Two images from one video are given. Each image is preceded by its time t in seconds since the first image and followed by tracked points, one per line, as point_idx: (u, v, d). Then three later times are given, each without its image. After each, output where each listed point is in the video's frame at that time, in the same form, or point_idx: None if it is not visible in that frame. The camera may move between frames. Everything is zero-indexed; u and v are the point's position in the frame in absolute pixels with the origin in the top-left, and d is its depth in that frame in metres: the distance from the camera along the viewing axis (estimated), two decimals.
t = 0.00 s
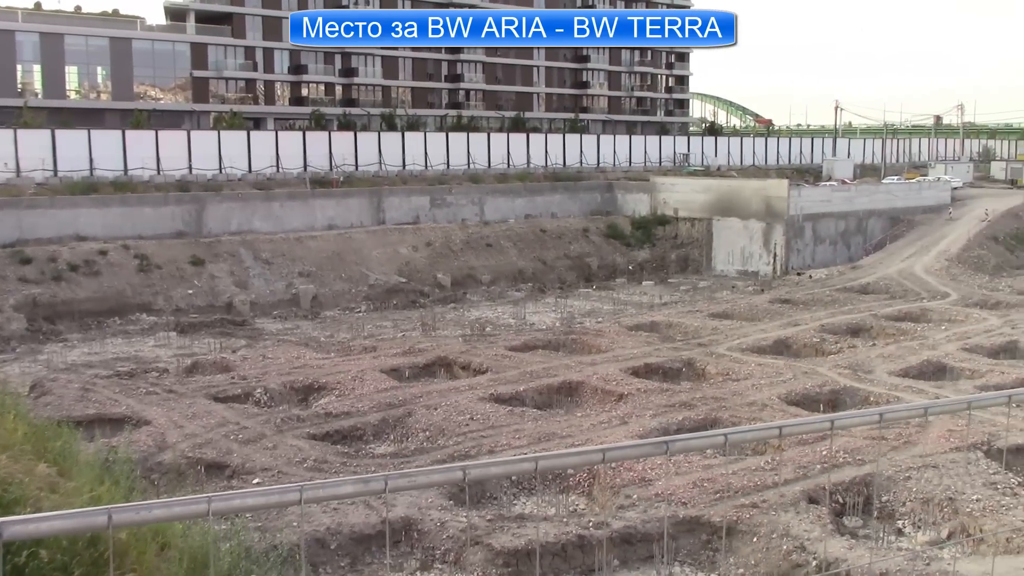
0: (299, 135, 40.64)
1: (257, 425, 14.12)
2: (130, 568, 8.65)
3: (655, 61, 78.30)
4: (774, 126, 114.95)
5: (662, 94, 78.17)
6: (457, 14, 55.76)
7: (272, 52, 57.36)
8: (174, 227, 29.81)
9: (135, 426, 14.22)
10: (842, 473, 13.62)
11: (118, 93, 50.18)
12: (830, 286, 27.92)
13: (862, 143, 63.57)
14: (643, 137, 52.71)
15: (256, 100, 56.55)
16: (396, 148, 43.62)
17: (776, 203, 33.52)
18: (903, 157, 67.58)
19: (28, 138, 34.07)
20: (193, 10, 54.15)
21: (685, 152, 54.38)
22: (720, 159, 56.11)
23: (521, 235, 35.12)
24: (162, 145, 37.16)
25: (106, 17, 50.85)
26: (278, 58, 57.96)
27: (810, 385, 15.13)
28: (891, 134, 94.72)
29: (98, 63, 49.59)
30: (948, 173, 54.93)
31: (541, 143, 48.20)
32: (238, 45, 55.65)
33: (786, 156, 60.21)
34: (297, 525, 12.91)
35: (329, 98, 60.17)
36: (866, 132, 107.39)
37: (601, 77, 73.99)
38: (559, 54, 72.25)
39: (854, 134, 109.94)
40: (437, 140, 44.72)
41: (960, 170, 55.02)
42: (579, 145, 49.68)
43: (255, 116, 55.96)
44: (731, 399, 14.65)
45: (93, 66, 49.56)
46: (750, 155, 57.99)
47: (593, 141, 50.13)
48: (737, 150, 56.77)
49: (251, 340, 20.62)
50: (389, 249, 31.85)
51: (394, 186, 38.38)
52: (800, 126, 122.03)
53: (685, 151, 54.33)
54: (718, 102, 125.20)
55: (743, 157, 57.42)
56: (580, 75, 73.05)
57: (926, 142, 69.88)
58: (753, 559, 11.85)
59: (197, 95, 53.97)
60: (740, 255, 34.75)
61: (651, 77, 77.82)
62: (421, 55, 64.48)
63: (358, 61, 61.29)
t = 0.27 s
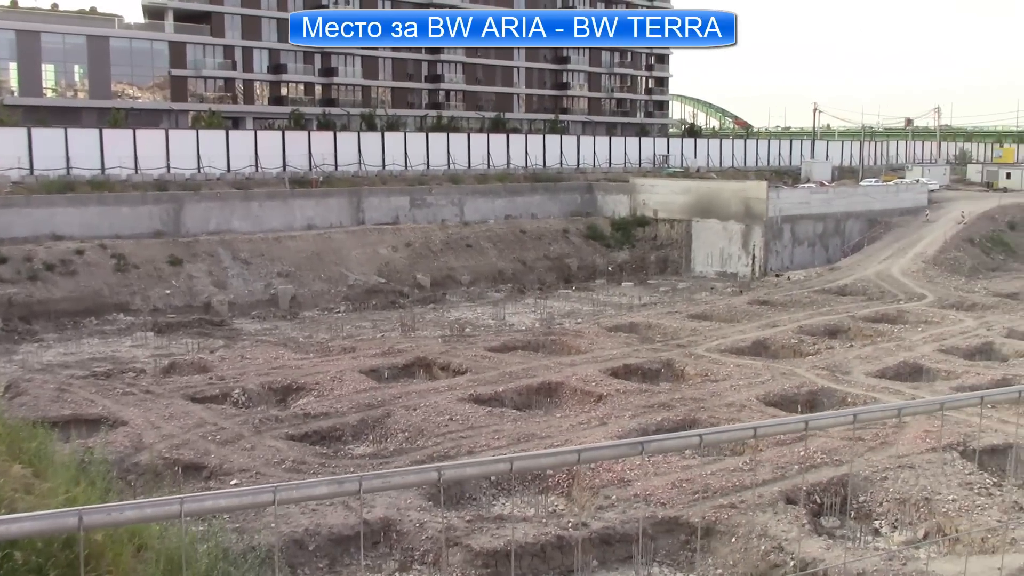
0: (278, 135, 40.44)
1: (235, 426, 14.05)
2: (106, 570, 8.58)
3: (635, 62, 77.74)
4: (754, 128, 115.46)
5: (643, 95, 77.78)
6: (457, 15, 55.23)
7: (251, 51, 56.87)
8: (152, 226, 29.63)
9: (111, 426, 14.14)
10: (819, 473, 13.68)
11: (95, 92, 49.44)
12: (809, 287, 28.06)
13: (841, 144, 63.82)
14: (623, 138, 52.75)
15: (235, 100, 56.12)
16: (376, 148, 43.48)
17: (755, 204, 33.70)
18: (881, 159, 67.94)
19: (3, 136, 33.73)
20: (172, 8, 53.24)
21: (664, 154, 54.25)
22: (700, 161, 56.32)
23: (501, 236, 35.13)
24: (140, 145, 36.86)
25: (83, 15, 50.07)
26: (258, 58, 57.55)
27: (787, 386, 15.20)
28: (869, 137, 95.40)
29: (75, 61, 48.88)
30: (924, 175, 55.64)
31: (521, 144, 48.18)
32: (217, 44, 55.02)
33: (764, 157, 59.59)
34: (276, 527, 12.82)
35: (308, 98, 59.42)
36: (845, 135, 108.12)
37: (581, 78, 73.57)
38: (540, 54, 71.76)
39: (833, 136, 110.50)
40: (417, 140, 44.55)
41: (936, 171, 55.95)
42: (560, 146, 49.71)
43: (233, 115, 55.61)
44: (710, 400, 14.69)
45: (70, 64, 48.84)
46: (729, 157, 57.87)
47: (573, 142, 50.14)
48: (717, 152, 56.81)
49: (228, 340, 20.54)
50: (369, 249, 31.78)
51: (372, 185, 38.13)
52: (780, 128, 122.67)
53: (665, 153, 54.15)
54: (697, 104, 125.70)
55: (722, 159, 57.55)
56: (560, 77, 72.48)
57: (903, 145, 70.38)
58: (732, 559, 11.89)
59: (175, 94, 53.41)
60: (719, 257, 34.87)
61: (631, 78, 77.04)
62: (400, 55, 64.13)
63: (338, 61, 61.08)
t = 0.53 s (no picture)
0: (264, 136, 40.29)
1: (221, 428, 14.01)
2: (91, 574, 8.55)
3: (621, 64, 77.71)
4: (740, 130, 115.63)
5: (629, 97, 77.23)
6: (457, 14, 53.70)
7: (236, 52, 56.43)
8: (137, 228, 29.49)
9: (96, 429, 14.07)
10: (805, 474, 13.73)
11: (80, 92, 49.23)
12: (795, 288, 28.15)
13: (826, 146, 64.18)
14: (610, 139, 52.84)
15: (221, 100, 55.54)
16: (362, 149, 43.39)
17: (741, 205, 33.93)
18: (866, 161, 68.14)
19: None
20: (157, 9, 53.10)
21: (652, 154, 54.40)
22: (686, 162, 56.39)
23: (488, 237, 35.12)
24: (124, 146, 36.62)
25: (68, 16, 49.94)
26: (244, 59, 57.04)
27: (774, 387, 15.25)
28: (855, 138, 95.72)
29: (59, 62, 48.66)
30: (909, 177, 55.60)
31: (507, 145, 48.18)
32: (202, 44, 54.59)
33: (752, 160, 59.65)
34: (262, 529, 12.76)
35: (295, 99, 59.07)
36: (831, 136, 108.48)
37: (568, 79, 73.34)
38: (527, 55, 71.59)
39: (819, 137, 110.81)
40: (404, 141, 44.43)
41: (920, 173, 55.84)
42: (546, 147, 49.77)
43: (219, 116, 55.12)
44: (696, 401, 14.73)
45: (55, 65, 48.65)
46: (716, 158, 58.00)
47: (560, 143, 50.18)
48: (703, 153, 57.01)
49: (214, 342, 20.46)
50: (355, 250, 31.71)
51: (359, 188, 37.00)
52: (766, 130, 123.02)
53: (652, 153, 54.31)
54: (684, 105, 125.94)
55: (708, 160, 57.68)
56: (547, 78, 72.30)
57: (888, 146, 70.59)
58: (718, 559, 11.92)
59: (161, 94, 52.99)
60: (706, 258, 35.11)
61: (618, 79, 76.95)
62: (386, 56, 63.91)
63: (324, 61, 60.61)
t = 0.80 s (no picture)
0: (250, 138, 40.16)
1: (208, 430, 13.96)
2: None
3: (609, 65, 77.44)
4: (727, 132, 115.93)
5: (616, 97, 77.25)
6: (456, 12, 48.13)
7: (223, 53, 55.98)
8: (123, 230, 29.36)
9: (82, 432, 14.01)
10: (792, 474, 13.75)
11: (65, 94, 49.05)
12: (781, 289, 28.25)
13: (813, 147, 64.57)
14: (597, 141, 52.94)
15: (207, 101, 54.96)
16: (349, 151, 43.39)
17: (728, 206, 34.04)
18: (852, 161, 68.40)
19: None
20: (142, 10, 52.81)
21: (638, 156, 54.60)
22: (673, 163, 56.63)
23: (476, 239, 35.14)
24: (110, 148, 36.40)
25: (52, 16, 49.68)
26: (230, 60, 56.59)
27: (761, 387, 15.28)
28: (840, 139, 96.02)
29: (44, 63, 48.42)
30: (895, 177, 55.00)
31: (494, 146, 48.19)
32: (188, 46, 54.23)
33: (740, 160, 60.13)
34: (249, 531, 12.69)
35: (281, 100, 58.66)
36: (817, 138, 108.86)
37: (555, 81, 73.08)
38: (514, 56, 71.39)
39: (805, 138, 111.19)
40: (390, 143, 44.39)
41: (906, 173, 55.27)
42: (533, 148, 49.82)
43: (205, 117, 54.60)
44: (684, 402, 14.76)
45: (39, 66, 48.40)
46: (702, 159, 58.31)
47: (547, 145, 50.25)
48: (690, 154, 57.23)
49: (201, 344, 20.41)
50: (342, 252, 31.65)
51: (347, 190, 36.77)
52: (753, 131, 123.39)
53: (639, 155, 54.54)
54: (670, 107, 126.22)
55: (695, 160, 57.85)
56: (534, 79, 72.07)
57: (873, 147, 70.77)
58: (706, 559, 11.94)
59: (147, 95, 52.58)
60: (693, 259, 35.15)
61: (605, 81, 76.70)
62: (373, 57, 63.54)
63: (310, 62, 60.11)
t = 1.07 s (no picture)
0: (230, 140, 39.96)
1: (188, 435, 13.89)
2: None
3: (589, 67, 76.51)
4: (707, 134, 116.10)
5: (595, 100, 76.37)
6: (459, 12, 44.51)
7: (201, 56, 55.55)
8: (101, 233, 29.15)
9: (60, 438, 13.91)
10: (772, 474, 13.79)
11: (42, 97, 48.21)
12: (761, 290, 28.37)
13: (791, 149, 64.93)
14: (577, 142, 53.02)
15: (186, 105, 54.89)
16: (329, 154, 43.36)
17: (708, 208, 34.15)
18: (830, 163, 68.78)
19: None
20: (119, 12, 52.33)
21: (619, 158, 54.72)
22: (653, 166, 56.73)
23: (456, 241, 35.13)
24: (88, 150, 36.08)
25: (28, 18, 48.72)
26: (209, 62, 56.24)
27: (741, 388, 15.33)
28: (819, 141, 96.43)
29: (20, 66, 47.51)
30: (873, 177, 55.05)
31: (474, 148, 48.12)
32: (167, 48, 53.70)
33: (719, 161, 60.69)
34: (229, 536, 12.59)
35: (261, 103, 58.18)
36: (796, 139, 109.34)
37: (535, 83, 72.35)
38: (494, 58, 70.50)
39: (784, 139, 111.56)
40: (370, 146, 44.31)
41: (884, 174, 55.49)
42: (513, 150, 49.83)
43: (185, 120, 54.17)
44: (665, 403, 14.78)
45: (15, 69, 47.46)
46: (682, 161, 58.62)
47: (527, 147, 50.29)
48: (670, 156, 57.42)
49: (180, 348, 20.31)
50: (322, 255, 31.56)
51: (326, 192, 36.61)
52: (733, 133, 123.82)
53: (619, 157, 54.63)
54: (649, 108, 126.44)
55: (674, 163, 58.02)
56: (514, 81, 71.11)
57: (851, 148, 71.27)
58: (687, 561, 11.96)
59: (124, 98, 51.95)
60: (673, 260, 35.23)
61: (585, 83, 75.92)
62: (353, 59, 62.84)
63: (289, 65, 59.44)
